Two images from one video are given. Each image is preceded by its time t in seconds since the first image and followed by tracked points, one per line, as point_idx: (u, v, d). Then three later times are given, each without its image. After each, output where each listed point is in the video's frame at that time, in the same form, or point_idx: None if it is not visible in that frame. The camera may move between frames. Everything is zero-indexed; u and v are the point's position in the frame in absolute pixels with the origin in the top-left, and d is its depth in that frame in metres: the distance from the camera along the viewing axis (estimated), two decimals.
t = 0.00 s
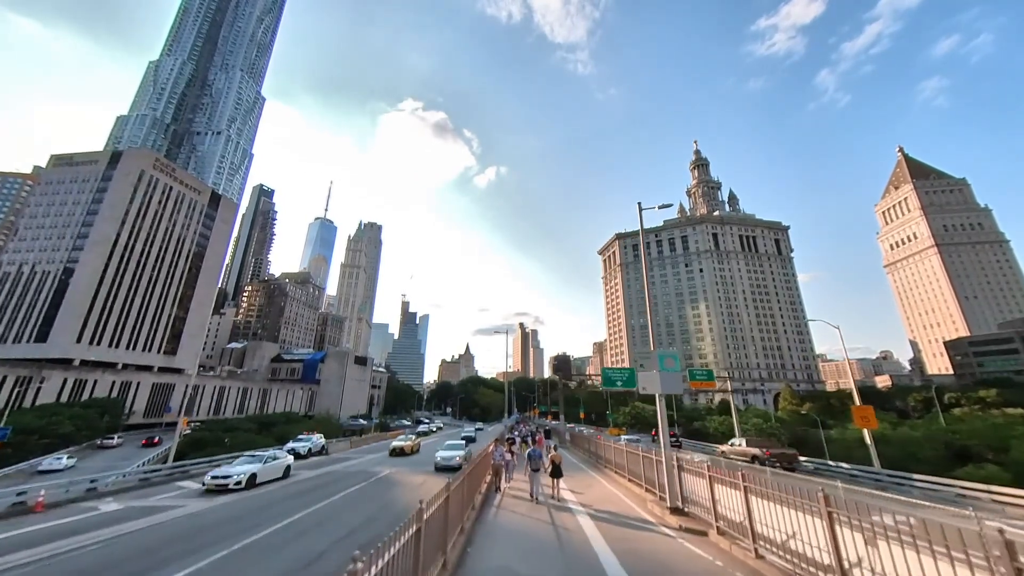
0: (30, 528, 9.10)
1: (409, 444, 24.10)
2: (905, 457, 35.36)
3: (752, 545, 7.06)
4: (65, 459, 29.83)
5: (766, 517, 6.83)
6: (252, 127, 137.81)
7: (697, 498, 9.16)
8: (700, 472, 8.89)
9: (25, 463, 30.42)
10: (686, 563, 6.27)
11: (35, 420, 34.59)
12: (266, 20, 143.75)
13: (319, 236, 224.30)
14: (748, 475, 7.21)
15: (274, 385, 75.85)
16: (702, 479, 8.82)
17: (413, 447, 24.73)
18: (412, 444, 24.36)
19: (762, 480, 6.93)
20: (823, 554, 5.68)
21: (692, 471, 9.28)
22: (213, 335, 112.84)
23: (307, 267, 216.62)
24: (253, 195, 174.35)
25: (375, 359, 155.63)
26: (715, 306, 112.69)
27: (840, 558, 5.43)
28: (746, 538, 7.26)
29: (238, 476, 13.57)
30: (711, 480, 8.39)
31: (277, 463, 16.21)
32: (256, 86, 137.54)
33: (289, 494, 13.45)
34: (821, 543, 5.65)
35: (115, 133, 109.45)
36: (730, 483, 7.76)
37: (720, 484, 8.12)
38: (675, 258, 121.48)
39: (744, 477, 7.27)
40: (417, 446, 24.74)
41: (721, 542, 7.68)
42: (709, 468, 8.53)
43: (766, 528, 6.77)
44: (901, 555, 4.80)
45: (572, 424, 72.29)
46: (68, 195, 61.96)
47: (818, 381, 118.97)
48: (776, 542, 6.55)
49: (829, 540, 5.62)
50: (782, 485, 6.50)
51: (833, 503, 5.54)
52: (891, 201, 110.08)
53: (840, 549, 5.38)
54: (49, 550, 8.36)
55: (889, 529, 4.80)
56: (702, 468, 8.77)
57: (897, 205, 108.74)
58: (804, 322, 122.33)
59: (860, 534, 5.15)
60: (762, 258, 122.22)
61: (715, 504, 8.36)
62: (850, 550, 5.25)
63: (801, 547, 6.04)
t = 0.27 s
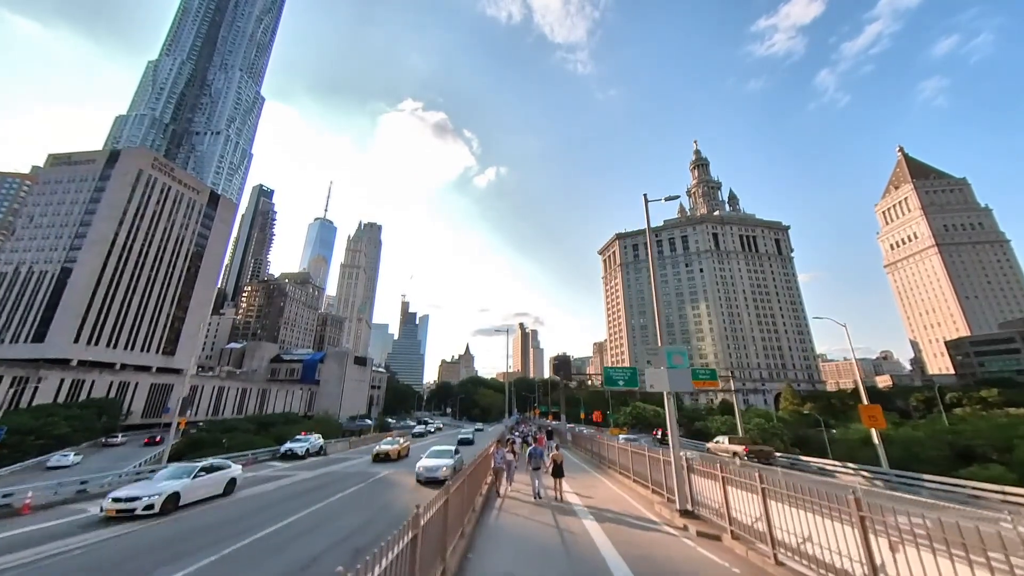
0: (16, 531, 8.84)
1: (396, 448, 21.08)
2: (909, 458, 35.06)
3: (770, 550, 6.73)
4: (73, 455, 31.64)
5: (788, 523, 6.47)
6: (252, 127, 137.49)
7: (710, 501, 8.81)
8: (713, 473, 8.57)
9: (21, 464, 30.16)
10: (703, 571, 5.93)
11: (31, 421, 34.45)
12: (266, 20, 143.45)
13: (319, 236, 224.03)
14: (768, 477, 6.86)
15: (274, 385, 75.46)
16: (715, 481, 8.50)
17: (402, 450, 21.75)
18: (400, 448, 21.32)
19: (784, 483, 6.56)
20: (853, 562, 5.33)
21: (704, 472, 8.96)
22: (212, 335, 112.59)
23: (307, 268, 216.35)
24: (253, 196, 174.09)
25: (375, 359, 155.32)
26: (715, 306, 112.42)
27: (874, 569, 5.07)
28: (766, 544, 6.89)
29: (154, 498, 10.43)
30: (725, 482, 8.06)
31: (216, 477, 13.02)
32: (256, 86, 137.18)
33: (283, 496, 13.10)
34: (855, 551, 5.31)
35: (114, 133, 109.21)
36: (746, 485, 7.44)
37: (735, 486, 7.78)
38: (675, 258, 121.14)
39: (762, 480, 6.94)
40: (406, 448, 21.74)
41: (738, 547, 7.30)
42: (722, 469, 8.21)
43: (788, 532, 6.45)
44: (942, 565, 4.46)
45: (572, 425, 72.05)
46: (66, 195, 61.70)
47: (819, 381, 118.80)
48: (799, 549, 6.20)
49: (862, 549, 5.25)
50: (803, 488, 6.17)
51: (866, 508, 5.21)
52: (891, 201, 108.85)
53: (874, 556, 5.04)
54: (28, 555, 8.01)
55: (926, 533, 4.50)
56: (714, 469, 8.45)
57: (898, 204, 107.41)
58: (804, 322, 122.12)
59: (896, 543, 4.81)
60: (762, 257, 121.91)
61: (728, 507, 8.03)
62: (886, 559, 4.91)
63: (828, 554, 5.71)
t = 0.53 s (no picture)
0: None
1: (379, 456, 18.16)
2: (912, 458, 34.83)
3: (788, 560, 6.38)
4: (79, 450, 32.75)
5: (808, 530, 6.12)
6: (252, 127, 137.28)
7: (722, 507, 8.47)
8: (724, 477, 8.24)
9: (16, 465, 29.86)
10: None
11: (27, 422, 34.24)
12: (266, 20, 143.25)
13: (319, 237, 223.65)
14: (785, 482, 6.52)
15: (274, 386, 75.14)
16: (728, 486, 8.16)
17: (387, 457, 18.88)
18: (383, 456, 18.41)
19: (803, 489, 6.21)
20: None
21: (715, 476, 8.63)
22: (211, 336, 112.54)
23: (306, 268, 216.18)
24: (253, 196, 174.02)
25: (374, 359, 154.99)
26: (715, 306, 112.22)
27: None
28: (785, 553, 6.52)
29: None
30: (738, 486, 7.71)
31: (111, 501, 10.21)
32: (256, 86, 136.90)
33: (280, 498, 12.84)
34: (885, 563, 4.92)
35: (113, 133, 109.03)
36: (762, 491, 7.05)
37: (750, 490, 7.44)
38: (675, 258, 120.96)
39: (780, 485, 6.59)
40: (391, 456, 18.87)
41: (753, 556, 6.94)
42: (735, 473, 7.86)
43: (810, 543, 6.03)
44: None
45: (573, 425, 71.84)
46: (64, 194, 61.44)
47: (820, 380, 118.73)
48: (821, 560, 5.82)
49: (893, 560, 4.89)
50: (823, 493, 5.83)
51: (899, 517, 4.81)
52: (891, 201, 107.94)
53: (903, 570, 4.70)
54: (11, 568, 7.72)
55: (963, 545, 4.15)
56: (727, 473, 8.12)
57: (898, 204, 106.71)
58: (805, 321, 121.89)
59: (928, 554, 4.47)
60: (762, 257, 121.52)
61: (743, 513, 7.66)
62: (922, 573, 4.55)
63: (852, 567, 5.35)
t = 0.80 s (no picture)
0: None
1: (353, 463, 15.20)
2: (915, 458, 34.60)
3: (807, 567, 6.09)
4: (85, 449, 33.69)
5: (828, 535, 5.84)
6: (251, 127, 136.93)
7: (734, 509, 8.19)
8: (736, 480, 7.97)
9: (12, 466, 29.57)
10: None
11: (24, 422, 33.95)
12: (265, 19, 142.97)
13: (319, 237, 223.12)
14: (804, 485, 6.24)
15: (273, 386, 74.84)
16: (739, 488, 7.91)
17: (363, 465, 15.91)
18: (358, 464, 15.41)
19: (821, 492, 5.93)
20: None
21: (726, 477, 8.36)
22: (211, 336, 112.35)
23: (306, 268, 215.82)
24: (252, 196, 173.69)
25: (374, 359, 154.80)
26: (716, 306, 111.88)
27: None
28: (802, 559, 6.25)
29: None
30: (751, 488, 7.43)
31: None
32: (255, 85, 136.50)
33: (277, 500, 12.56)
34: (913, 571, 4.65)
35: (113, 133, 108.75)
36: (776, 494, 6.81)
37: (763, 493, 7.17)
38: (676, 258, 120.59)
39: (798, 488, 6.31)
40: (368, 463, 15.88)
41: (769, 562, 6.66)
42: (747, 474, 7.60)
43: (831, 550, 5.74)
44: None
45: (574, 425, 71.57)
46: (62, 194, 61.15)
47: (820, 380, 118.55)
48: (843, 567, 5.54)
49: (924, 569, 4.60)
50: (845, 497, 5.55)
51: (931, 523, 4.54)
52: (891, 200, 106.54)
53: None
54: None
55: (998, 552, 3.90)
56: (738, 474, 7.86)
57: (898, 203, 105.33)
58: (805, 321, 121.64)
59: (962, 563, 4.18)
60: (763, 257, 121.07)
61: (756, 517, 7.37)
62: None
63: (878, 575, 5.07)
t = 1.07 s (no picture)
0: None
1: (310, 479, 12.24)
2: (917, 459, 34.37)
3: None
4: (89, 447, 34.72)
5: (850, 545, 5.52)
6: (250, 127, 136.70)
7: (745, 516, 7.89)
8: (746, 484, 7.70)
9: (8, 467, 29.34)
10: None
11: (20, 423, 33.72)
12: (265, 19, 142.82)
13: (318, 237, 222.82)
14: (823, 491, 5.89)
15: (272, 386, 74.42)
16: (751, 494, 7.59)
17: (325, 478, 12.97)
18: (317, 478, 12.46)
19: (841, 500, 5.65)
20: None
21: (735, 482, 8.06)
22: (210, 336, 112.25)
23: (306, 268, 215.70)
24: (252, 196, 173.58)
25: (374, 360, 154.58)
26: (716, 306, 111.53)
27: None
28: (820, 570, 5.94)
29: None
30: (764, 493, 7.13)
31: None
32: (255, 85, 136.25)
33: (273, 500, 12.32)
34: None
35: (112, 133, 108.52)
36: (791, 499, 6.52)
37: (777, 497, 6.88)
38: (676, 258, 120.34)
39: (818, 495, 5.97)
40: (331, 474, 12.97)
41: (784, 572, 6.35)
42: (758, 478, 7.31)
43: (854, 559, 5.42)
44: None
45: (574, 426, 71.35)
46: (61, 193, 60.93)
47: (821, 380, 118.40)
48: None
49: None
50: (869, 506, 5.25)
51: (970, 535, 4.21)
52: (892, 200, 106.07)
53: None
54: None
55: None
56: (750, 479, 7.53)
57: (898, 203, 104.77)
58: (806, 321, 121.41)
59: None
60: (763, 257, 120.64)
61: (769, 522, 7.08)
62: None
63: None
